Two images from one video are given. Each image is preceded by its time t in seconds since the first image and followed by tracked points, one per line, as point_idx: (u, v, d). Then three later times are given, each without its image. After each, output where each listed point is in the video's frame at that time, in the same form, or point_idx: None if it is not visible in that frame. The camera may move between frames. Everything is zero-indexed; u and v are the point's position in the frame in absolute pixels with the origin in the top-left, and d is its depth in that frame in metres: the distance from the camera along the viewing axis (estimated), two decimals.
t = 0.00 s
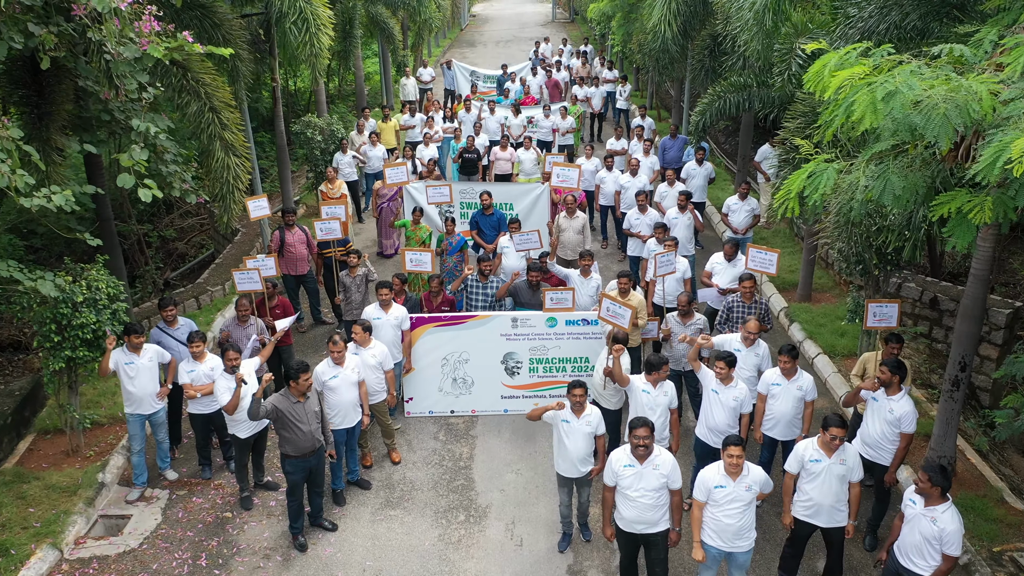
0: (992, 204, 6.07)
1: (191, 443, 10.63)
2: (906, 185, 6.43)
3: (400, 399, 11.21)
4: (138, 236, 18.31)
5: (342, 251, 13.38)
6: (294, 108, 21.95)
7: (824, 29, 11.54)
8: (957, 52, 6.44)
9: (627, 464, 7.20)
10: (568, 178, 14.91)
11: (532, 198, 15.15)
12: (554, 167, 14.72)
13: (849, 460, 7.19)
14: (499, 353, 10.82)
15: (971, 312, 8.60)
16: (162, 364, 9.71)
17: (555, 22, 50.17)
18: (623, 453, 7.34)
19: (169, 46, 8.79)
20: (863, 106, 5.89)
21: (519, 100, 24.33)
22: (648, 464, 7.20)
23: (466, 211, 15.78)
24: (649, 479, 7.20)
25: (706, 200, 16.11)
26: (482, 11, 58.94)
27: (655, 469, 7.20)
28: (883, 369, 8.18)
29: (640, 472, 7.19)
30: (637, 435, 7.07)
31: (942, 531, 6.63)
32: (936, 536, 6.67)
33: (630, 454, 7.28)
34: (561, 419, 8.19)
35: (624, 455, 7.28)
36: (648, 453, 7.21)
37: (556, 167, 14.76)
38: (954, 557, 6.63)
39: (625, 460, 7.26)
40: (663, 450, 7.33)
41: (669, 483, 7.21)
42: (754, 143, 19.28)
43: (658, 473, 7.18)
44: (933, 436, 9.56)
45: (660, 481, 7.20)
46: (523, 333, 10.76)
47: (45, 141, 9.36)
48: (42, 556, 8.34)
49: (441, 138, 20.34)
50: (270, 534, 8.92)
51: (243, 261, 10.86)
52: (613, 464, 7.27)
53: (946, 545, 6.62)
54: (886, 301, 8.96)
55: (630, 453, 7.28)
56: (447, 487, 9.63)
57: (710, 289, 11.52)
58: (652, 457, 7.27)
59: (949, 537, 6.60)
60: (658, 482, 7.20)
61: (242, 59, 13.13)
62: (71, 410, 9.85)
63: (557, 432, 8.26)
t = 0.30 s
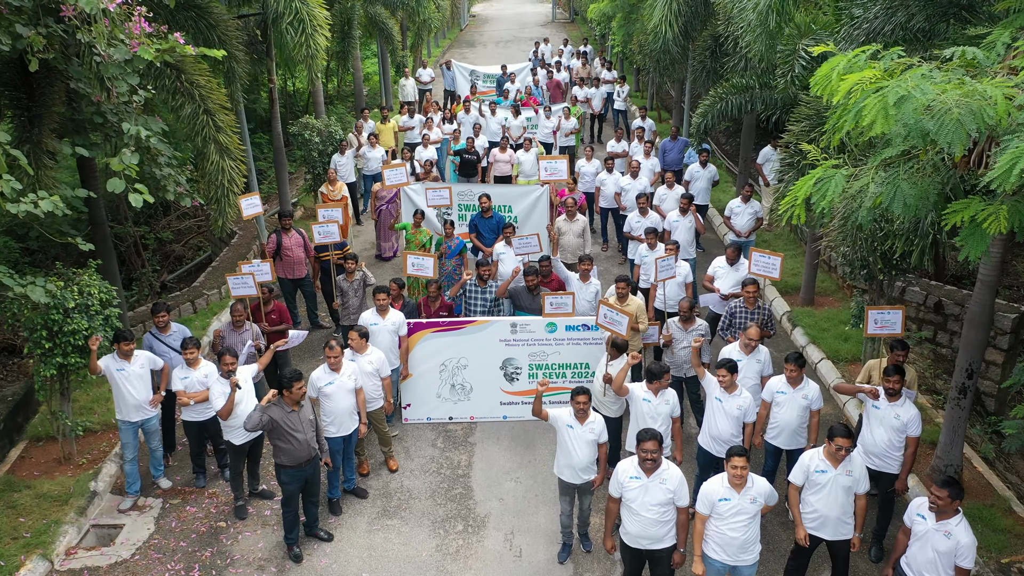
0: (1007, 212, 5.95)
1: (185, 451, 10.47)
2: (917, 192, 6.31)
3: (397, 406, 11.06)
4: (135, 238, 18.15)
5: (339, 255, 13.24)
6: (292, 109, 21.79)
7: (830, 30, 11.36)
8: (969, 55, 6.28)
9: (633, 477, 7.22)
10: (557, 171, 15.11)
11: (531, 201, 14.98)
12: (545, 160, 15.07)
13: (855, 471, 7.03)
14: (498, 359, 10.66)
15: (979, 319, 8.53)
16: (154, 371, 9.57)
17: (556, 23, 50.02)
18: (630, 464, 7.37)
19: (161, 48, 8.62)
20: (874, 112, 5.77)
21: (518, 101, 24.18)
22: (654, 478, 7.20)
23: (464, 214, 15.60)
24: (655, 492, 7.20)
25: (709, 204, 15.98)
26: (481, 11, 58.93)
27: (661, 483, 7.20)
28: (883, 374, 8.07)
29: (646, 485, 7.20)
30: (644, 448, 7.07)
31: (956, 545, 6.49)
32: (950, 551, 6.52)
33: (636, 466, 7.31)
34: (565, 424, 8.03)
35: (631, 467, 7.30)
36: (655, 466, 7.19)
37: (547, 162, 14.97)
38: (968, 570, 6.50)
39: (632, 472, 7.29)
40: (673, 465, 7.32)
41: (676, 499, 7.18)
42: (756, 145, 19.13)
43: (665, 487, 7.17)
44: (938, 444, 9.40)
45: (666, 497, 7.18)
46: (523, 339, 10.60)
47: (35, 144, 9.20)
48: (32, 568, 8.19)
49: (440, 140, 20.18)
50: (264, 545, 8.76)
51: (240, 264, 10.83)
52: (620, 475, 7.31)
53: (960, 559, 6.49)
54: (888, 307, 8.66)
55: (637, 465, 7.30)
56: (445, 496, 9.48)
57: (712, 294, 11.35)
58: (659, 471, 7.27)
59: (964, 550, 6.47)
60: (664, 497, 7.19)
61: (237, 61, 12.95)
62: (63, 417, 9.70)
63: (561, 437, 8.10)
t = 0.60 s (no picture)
0: None
1: (179, 459, 10.29)
2: (931, 201, 6.19)
3: (395, 413, 10.88)
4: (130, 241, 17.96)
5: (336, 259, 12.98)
6: (290, 110, 21.60)
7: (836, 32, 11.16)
8: (985, 59, 6.13)
9: (636, 490, 7.07)
10: (558, 175, 15.06)
11: (531, 204, 14.78)
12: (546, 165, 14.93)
13: (864, 484, 6.88)
14: (497, 366, 10.48)
15: (987, 328, 8.38)
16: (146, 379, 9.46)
17: (556, 23, 49.85)
18: (633, 477, 7.21)
19: (153, 50, 8.45)
20: (889, 118, 5.63)
21: (518, 103, 24.01)
22: (658, 492, 7.05)
23: (462, 217, 15.43)
24: (659, 507, 7.07)
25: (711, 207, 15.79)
26: (481, 11, 58.74)
27: (665, 497, 7.05)
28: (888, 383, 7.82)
29: (649, 499, 7.06)
30: (648, 462, 6.93)
31: (975, 562, 6.33)
32: (968, 568, 6.35)
33: (640, 479, 7.15)
34: (566, 433, 7.86)
35: (634, 480, 7.15)
36: (659, 481, 7.05)
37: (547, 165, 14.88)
38: None
39: (635, 486, 7.13)
40: (677, 478, 7.16)
41: (679, 514, 7.07)
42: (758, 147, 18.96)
43: (669, 502, 7.03)
44: (946, 453, 9.23)
45: (670, 511, 7.05)
46: (522, 345, 10.42)
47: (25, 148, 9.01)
48: None
49: (439, 141, 20.00)
50: (259, 557, 8.58)
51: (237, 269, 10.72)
52: (623, 488, 7.16)
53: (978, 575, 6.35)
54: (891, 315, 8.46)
55: (640, 479, 7.15)
56: (443, 506, 9.30)
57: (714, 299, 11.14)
58: (663, 484, 7.11)
59: (982, 566, 6.33)
60: (668, 512, 7.06)
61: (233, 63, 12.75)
62: (53, 425, 9.51)
63: (562, 447, 7.92)
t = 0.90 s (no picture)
0: None
1: (172, 468, 10.10)
2: (947, 210, 6.06)
3: (392, 421, 10.68)
4: (126, 243, 17.77)
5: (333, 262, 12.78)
6: (288, 111, 21.40)
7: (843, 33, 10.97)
8: (1005, 62, 5.95)
9: (636, 504, 6.90)
10: (563, 181, 14.32)
11: (531, 207, 14.60)
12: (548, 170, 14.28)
13: (874, 499, 6.69)
14: (496, 373, 10.30)
15: (998, 336, 8.21)
16: (137, 388, 9.28)
17: (557, 24, 49.67)
18: (632, 490, 7.03)
19: (142, 52, 8.24)
20: (907, 125, 5.45)
21: (518, 104, 23.84)
22: (659, 506, 6.88)
23: (462, 220, 15.26)
24: (659, 521, 6.88)
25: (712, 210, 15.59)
26: (481, 11, 58.54)
27: (666, 511, 6.87)
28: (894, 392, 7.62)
29: (650, 513, 6.88)
30: (647, 476, 6.75)
31: None
32: None
33: (640, 493, 6.96)
34: (568, 444, 7.66)
35: (634, 494, 6.96)
36: (659, 494, 6.87)
37: (550, 171, 14.22)
38: None
39: (635, 499, 6.95)
40: (677, 491, 6.99)
41: (681, 528, 6.88)
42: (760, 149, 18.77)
43: (670, 515, 6.85)
44: (955, 463, 9.03)
45: (670, 525, 6.87)
46: (522, 352, 10.24)
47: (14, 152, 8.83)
48: None
49: (439, 143, 19.81)
50: (252, 570, 8.39)
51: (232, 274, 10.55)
52: (623, 502, 6.98)
53: None
54: (901, 322, 8.28)
55: (640, 492, 6.95)
56: (441, 517, 9.11)
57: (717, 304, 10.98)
58: (663, 498, 6.93)
59: None
60: (669, 526, 6.88)
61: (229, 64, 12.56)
62: (44, 434, 9.32)
63: (563, 459, 7.73)
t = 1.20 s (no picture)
0: None
1: (165, 479, 9.89)
2: (969, 220, 5.99)
3: (390, 430, 10.48)
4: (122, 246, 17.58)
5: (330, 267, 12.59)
6: (286, 112, 21.20)
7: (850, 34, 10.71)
8: None
9: (636, 519, 6.70)
10: (565, 188, 13.95)
11: (532, 210, 14.41)
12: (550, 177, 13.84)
13: (885, 516, 6.48)
14: (496, 381, 10.09)
15: (1011, 345, 8.05)
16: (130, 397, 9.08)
17: (557, 24, 49.44)
18: (633, 505, 6.83)
19: (131, 54, 8.02)
20: (932, 134, 5.54)
21: (518, 105, 23.64)
22: (660, 520, 6.68)
23: (462, 223, 15.04)
24: (661, 536, 6.69)
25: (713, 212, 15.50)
26: (480, 11, 58.31)
27: (667, 525, 6.67)
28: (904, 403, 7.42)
29: (651, 528, 6.67)
30: (648, 490, 6.57)
31: None
32: None
33: (640, 507, 6.77)
34: (571, 458, 7.44)
35: (634, 508, 6.76)
36: (660, 508, 6.68)
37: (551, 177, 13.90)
38: None
39: (635, 514, 6.75)
40: (678, 504, 6.81)
41: (684, 542, 6.69)
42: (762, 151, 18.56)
43: (671, 530, 6.66)
44: (966, 475, 8.81)
45: (673, 540, 6.68)
46: (522, 360, 10.03)
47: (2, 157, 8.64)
48: None
49: (438, 145, 19.62)
50: None
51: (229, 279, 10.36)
52: (622, 518, 6.78)
53: None
54: (913, 332, 8.08)
55: (640, 507, 6.76)
56: (440, 530, 8.90)
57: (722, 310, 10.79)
58: (664, 512, 6.75)
59: None
60: (671, 540, 6.68)
61: (225, 65, 12.34)
62: (33, 444, 9.12)
63: (566, 472, 7.52)
